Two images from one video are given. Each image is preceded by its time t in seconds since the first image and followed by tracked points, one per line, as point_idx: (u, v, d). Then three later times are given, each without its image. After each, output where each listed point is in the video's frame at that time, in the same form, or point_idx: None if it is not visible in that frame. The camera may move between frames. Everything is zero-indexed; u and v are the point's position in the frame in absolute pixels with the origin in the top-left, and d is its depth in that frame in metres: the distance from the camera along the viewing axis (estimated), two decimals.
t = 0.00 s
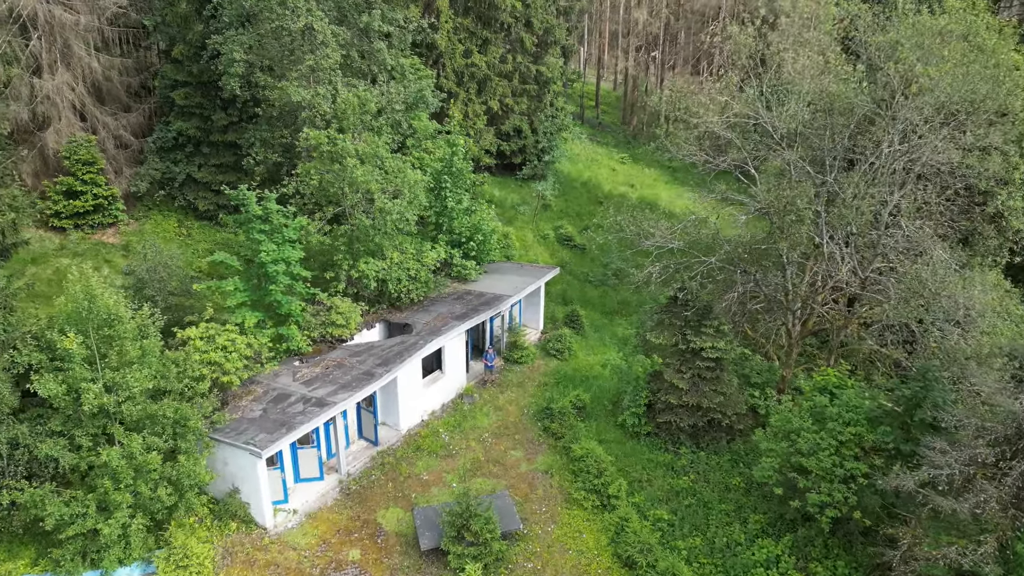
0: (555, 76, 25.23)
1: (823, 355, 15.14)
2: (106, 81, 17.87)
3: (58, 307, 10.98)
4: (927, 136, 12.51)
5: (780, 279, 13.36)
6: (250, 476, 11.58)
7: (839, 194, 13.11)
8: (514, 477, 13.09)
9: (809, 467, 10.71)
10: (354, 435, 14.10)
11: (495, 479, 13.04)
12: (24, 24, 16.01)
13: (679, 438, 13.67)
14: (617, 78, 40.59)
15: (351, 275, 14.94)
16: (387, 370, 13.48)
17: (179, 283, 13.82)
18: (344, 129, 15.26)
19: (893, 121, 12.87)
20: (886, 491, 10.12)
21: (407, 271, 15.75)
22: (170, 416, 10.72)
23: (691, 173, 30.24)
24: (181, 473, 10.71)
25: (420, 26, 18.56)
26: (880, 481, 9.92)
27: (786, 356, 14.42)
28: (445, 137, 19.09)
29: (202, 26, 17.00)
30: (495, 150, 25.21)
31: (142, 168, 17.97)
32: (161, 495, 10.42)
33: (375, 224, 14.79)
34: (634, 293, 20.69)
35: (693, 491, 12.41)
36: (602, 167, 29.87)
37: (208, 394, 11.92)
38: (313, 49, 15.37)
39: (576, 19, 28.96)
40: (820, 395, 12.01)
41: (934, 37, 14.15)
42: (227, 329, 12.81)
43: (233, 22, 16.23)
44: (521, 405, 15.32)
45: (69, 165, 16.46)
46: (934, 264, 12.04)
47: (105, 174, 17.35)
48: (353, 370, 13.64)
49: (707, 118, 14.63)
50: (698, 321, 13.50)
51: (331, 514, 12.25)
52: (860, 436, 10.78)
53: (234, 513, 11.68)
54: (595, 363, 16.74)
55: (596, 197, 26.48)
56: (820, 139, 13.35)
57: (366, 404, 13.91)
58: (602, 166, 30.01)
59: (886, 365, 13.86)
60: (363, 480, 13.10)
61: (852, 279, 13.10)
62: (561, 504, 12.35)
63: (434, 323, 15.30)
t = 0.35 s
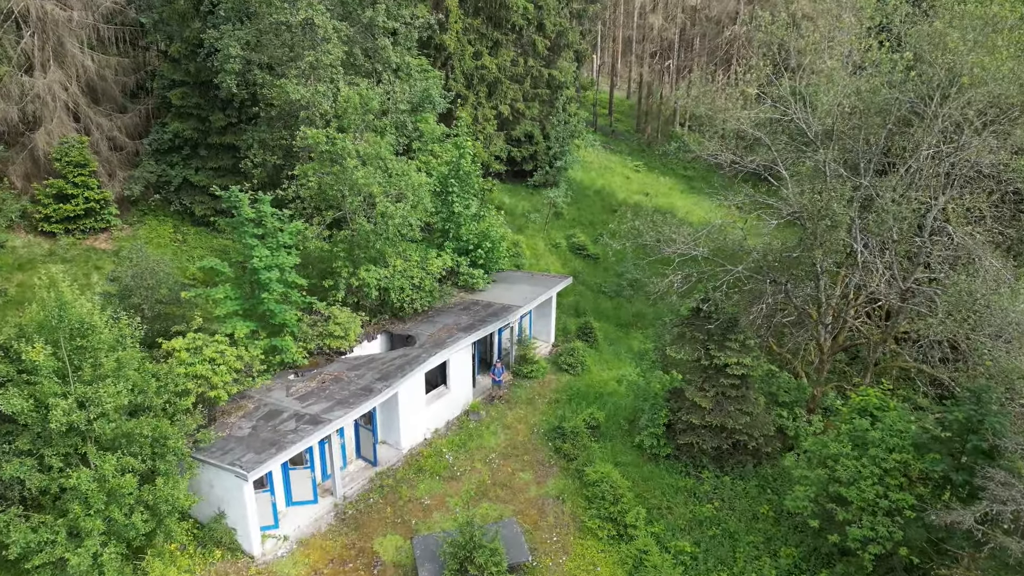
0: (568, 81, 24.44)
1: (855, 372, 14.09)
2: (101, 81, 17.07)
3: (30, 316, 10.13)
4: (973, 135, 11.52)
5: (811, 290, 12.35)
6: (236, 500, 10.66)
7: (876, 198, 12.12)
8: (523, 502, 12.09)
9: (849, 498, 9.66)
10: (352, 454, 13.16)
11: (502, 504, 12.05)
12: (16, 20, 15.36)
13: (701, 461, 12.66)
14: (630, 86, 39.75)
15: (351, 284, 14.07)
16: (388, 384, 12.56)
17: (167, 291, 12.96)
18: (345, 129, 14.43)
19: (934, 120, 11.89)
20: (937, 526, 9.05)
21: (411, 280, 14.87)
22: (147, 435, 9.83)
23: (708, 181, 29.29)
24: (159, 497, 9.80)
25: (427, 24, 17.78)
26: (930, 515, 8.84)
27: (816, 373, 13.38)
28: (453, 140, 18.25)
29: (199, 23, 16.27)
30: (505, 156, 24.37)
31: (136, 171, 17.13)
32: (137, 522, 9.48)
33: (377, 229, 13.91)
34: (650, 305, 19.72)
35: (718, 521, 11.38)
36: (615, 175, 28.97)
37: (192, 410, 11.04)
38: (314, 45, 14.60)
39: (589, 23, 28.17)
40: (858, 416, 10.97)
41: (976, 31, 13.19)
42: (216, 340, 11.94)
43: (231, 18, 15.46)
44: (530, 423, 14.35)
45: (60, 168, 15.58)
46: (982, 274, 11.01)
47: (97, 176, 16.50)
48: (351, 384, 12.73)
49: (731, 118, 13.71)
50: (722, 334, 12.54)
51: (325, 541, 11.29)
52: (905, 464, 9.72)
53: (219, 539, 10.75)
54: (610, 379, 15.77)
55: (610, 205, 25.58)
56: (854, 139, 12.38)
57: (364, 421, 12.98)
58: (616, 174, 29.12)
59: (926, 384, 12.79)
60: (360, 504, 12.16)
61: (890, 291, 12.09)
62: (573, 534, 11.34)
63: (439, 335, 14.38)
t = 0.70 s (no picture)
0: (579, 83, 23.90)
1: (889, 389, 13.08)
2: (93, 78, 16.38)
3: None
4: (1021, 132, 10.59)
5: (844, 300, 11.38)
6: (218, 525, 9.76)
7: (916, 200, 11.17)
8: (531, 528, 11.13)
9: (895, 531, 8.65)
10: (348, 474, 12.23)
11: (509, 531, 11.09)
12: (4, 13, 14.66)
13: (725, 485, 11.69)
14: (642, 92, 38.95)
15: (349, 291, 13.22)
16: (386, 400, 11.66)
17: (152, 297, 12.13)
18: (344, 126, 13.63)
19: (978, 115, 10.96)
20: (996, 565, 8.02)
21: (413, 287, 14.01)
22: (120, 453, 8.91)
23: (723, 188, 28.38)
24: (131, 523, 8.84)
25: (434, 20, 17.03)
26: (987, 553, 7.75)
27: (849, 391, 12.40)
28: (460, 141, 17.45)
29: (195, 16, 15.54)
30: (515, 160, 23.56)
31: (128, 172, 16.38)
32: (105, 550, 8.40)
33: (376, 233, 13.06)
34: (665, 315, 18.77)
35: (745, 551, 10.38)
36: (628, 182, 28.10)
37: (173, 426, 10.17)
38: (313, 38, 13.83)
39: (602, 25, 27.39)
40: (900, 438, 9.97)
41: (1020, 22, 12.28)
42: (201, 350, 11.09)
43: (227, 10, 14.71)
44: (539, 441, 13.40)
45: (47, 168, 14.77)
46: None
47: (88, 177, 15.70)
48: (346, 399, 11.84)
49: (756, 115, 12.83)
50: (747, 347, 11.66)
51: (315, 570, 10.34)
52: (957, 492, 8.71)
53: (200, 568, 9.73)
54: (624, 393, 14.82)
55: (623, 212, 24.70)
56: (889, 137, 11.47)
57: (361, 439, 12.08)
58: (629, 180, 28.26)
59: (970, 403, 11.77)
60: (355, 528, 11.22)
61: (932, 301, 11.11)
62: (585, 564, 10.36)
63: (442, 346, 13.47)
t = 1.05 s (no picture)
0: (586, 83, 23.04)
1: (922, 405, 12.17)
2: (80, 74, 15.67)
3: None
4: None
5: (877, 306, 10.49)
6: (193, 551, 8.89)
7: (955, 199, 10.30)
8: (537, 554, 10.22)
9: (944, 564, 7.72)
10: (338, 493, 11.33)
11: (513, 557, 10.18)
12: None
13: (747, 507, 10.77)
14: (650, 97, 38.20)
15: (343, 296, 12.39)
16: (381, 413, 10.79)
17: (131, 302, 11.31)
18: (339, 122, 12.85)
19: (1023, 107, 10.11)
20: None
21: (412, 293, 13.17)
22: (83, 472, 8.05)
23: (735, 193, 27.54)
24: (96, 551, 7.89)
25: (436, 14, 16.29)
26: None
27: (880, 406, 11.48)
28: (463, 140, 16.67)
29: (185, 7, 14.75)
30: (520, 163, 22.77)
31: (114, 172, 15.61)
32: None
33: (372, 234, 12.24)
34: (678, 324, 17.89)
35: None
36: (637, 187, 27.29)
37: (147, 441, 9.34)
38: (307, 29, 13.08)
39: (610, 26, 26.65)
40: (944, 458, 9.05)
41: None
42: (180, 359, 10.26)
43: None
44: (546, 458, 12.50)
45: (28, 166, 13.97)
46: None
47: (72, 176, 14.93)
48: (337, 412, 10.98)
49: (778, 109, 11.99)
50: (771, 358, 10.78)
51: None
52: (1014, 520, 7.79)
53: None
54: (636, 407, 13.93)
55: (632, 217, 23.88)
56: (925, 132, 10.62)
57: (354, 455, 11.20)
58: (638, 185, 27.45)
59: (1013, 420, 10.85)
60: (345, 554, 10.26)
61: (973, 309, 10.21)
62: None
63: (442, 355, 12.61)
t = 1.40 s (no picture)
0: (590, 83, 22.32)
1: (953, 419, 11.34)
2: (61, 69, 14.94)
3: None
4: None
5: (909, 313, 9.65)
6: None
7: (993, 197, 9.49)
8: None
9: None
10: (325, 513, 10.47)
11: None
12: None
13: (769, 532, 9.91)
14: (655, 102, 37.48)
15: (332, 301, 11.59)
16: (372, 428, 9.96)
17: (104, 308, 10.50)
18: (330, 116, 12.09)
19: None
20: None
21: (407, 298, 12.36)
22: (37, 495, 7.15)
23: (743, 199, 26.75)
24: None
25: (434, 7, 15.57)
26: None
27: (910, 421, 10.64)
28: (462, 139, 15.91)
29: None
30: (522, 166, 22.00)
31: (95, 172, 14.82)
32: None
33: (364, 235, 11.45)
34: (687, 333, 17.07)
35: None
36: (642, 191, 26.51)
37: (112, 460, 8.50)
38: (296, 18, 12.34)
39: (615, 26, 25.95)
40: (990, 480, 8.20)
41: None
42: (153, 369, 9.45)
43: None
44: (550, 476, 11.66)
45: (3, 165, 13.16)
46: None
47: (50, 176, 14.17)
48: (325, 427, 10.15)
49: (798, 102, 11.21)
50: (793, 369, 9.95)
51: None
52: None
53: None
54: (645, 421, 13.11)
55: (638, 222, 23.09)
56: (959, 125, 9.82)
57: (342, 473, 10.36)
58: (644, 190, 26.67)
59: None
60: None
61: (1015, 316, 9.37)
62: None
63: (439, 366, 11.78)
